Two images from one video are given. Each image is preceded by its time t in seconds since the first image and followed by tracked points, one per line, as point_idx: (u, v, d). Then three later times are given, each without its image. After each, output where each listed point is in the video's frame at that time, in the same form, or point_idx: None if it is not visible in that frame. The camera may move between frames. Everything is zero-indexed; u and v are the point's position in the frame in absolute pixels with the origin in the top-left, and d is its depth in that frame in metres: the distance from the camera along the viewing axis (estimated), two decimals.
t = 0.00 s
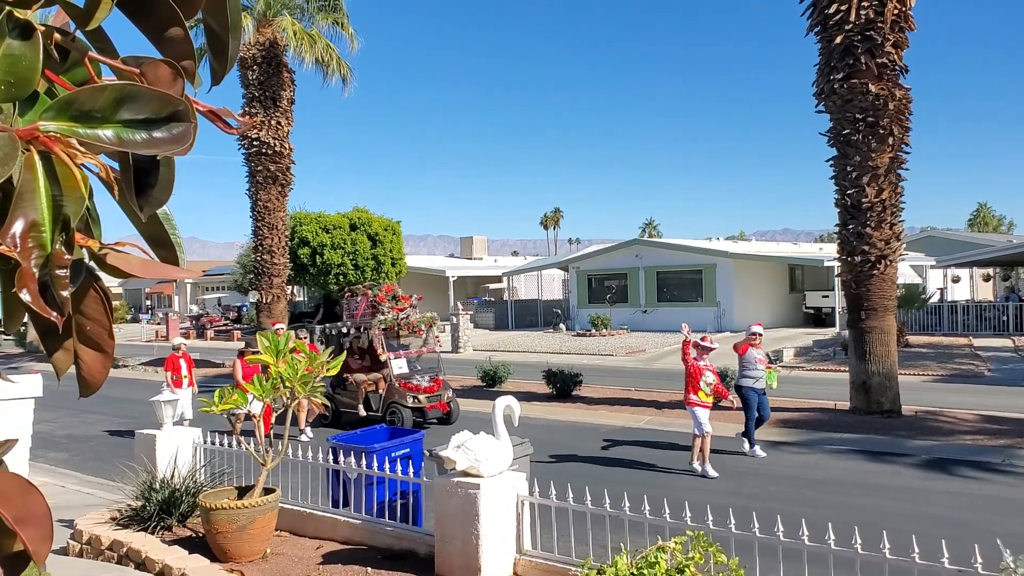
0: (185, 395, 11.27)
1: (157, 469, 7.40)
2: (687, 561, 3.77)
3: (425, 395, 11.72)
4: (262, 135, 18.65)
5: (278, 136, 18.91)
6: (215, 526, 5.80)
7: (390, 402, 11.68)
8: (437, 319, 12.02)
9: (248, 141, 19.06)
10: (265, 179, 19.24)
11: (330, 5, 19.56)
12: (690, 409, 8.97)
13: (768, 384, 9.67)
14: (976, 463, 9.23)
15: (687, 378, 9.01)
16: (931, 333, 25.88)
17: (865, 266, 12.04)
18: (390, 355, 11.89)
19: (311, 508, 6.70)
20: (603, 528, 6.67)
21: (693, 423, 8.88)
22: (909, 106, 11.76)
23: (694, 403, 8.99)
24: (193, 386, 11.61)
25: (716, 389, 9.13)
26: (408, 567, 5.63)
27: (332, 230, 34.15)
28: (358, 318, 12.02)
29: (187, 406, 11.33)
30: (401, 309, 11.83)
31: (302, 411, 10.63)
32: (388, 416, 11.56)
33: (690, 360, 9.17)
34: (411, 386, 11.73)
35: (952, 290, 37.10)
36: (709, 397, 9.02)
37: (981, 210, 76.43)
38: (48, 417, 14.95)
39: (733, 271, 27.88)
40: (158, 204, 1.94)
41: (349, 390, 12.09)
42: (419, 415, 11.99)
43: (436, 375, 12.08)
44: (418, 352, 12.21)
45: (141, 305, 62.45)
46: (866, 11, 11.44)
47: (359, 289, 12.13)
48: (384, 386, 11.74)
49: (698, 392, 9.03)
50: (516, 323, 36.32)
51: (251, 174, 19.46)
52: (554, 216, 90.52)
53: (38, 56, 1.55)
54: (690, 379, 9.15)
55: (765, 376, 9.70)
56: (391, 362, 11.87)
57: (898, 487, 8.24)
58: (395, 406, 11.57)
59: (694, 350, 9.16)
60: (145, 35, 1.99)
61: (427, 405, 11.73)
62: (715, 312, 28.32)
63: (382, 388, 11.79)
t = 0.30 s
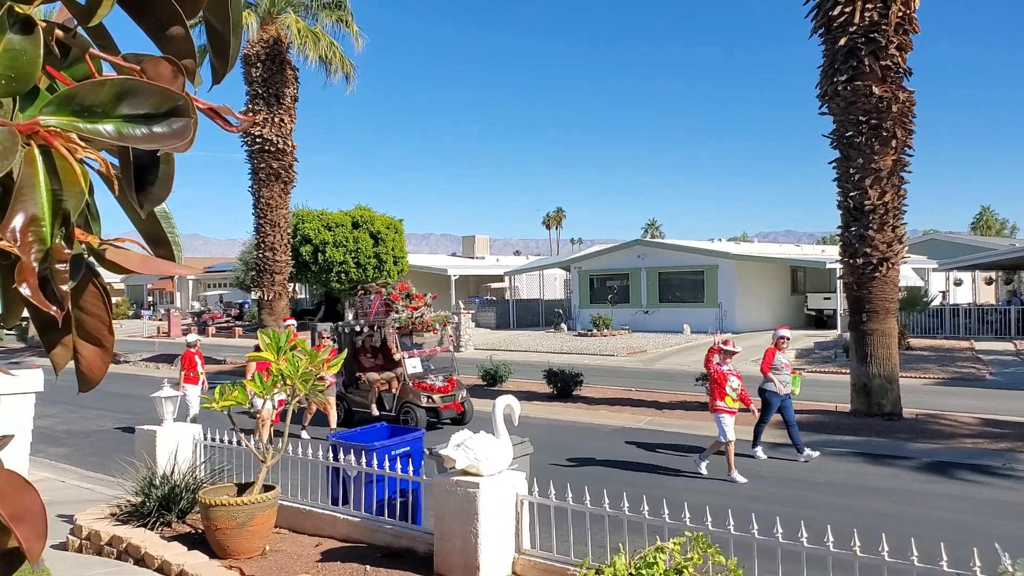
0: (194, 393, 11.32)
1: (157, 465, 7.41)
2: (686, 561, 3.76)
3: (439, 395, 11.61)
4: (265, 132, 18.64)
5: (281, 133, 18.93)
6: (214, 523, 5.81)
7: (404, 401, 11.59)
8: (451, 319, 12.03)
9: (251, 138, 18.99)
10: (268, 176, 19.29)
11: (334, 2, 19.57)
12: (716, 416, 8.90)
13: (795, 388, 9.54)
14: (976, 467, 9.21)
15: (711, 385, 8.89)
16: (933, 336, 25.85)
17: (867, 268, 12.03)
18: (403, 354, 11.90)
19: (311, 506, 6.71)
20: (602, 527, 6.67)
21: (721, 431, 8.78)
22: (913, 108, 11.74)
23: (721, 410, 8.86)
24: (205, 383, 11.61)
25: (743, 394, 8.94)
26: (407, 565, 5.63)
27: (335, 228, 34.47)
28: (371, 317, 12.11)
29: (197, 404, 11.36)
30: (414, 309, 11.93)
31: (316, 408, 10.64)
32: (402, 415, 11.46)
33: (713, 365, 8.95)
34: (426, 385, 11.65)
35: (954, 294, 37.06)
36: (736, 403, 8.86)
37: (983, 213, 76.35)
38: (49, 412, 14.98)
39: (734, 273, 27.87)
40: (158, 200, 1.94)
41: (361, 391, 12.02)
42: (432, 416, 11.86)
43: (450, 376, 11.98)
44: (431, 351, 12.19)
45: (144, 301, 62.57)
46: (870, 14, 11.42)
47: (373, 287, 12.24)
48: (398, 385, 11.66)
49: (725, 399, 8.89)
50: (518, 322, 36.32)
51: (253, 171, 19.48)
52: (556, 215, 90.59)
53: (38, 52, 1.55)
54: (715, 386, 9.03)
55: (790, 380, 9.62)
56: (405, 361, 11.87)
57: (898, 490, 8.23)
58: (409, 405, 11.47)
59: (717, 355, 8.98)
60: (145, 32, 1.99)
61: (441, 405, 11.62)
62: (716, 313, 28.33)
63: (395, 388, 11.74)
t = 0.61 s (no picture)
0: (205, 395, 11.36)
1: (157, 462, 7.41)
2: (683, 563, 3.76)
3: (453, 396, 11.63)
4: (267, 130, 18.62)
5: (283, 131, 18.91)
6: (213, 520, 5.81)
7: (417, 402, 11.54)
8: (465, 317, 11.97)
9: (252, 135, 18.94)
10: (269, 175, 19.31)
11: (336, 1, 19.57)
12: (734, 417, 8.71)
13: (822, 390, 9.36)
14: (975, 470, 9.21)
15: (734, 386, 8.68)
16: (933, 339, 25.83)
17: (867, 270, 12.03)
18: (417, 353, 11.81)
19: (309, 504, 6.72)
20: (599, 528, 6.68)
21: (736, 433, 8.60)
22: (914, 111, 11.73)
23: (739, 410, 8.70)
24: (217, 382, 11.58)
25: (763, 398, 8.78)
26: (405, 565, 5.64)
27: (336, 226, 34.56)
28: (384, 316, 12.13)
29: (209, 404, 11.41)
30: (428, 308, 11.94)
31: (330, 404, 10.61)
32: (415, 415, 11.43)
33: (740, 367, 8.66)
34: (439, 386, 11.62)
35: (954, 297, 37.04)
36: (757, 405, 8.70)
37: (984, 216, 76.32)
38: (49, 408, 15.00)
39: (735, 274, 27.86)
40: (157, 199, 1.94)
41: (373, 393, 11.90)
42: (446, 417, 11.87)
43: (464, 376, 11.99)
44: (446, 352, 12.15)
45: (144, 298, 62.64)
46: (872, 16, 11.41)
47: (385, 286, 12.29)
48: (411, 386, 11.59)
49: (746, 400, 8.72)
50: (518, 322, 36.32)
51: (254, 169, 19.49)
52: (557, 215, 90.62)
53: (39, 51, 1.56)
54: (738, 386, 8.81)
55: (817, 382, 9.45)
56: (419, 361, 11.77)
57: (897, 493, 8.22)
58: (423, 405, 11.43)
59: (743, 356, 8.69)
60: (145, 32, 2.00)
61: (455, 406, 11.62)
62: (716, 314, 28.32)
63: (408, 388, 11.67)
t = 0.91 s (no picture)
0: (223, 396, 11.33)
1: (157, 459, 7.42)
2: (682, 563, 3.77)
3: (468, 396, 11.56)
4: (269, 129, 18.66)
5: (285, 130, 18.93)
6: (214, 518, 5.83)
7: (432, 402, 11.58)
8: (479, 317, 11.92)
9: (255, 134, 19.01)
10: (271, 173, 19.33)
11: None
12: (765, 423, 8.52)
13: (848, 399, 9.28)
14: (975, 473, 9.22)
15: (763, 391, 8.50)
16: (934, 341, 25.81)
17: (868, 273, 12.04)
18: (432, 354, 11.78)
19: (309, 502, 6.74)
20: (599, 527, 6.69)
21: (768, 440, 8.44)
22: (917, 114, 11.73)
23: (770, 415, 8.50)
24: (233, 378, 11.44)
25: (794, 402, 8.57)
26: (404, 563, 5.65)
27: (337, 225, 34.76)
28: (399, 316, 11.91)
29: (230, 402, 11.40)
30: (444, 308, 11.84)
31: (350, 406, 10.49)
32: (430, 416, 11.44)
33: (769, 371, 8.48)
34: (454, 386, 11.58)
35: (955, 300, 37.02)
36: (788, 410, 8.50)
37: (985, 219, 76.29)
38: (50, 405, 15.02)
39: (736, 275, 27.86)
40: (163, 196, 1.96)
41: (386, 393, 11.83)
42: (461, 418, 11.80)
43: (479, 377, 11.93)
44: (460, 352, 12.15)
45: (146, 296, 62.68)
46: (875, 18, 11.42)
47: (399, 284, 12.05)
48: (426, 386, 11.58)
49: (776, 405, 8.52)
50: (519, 322, 36.34)
51: (257, 167, 19.52)
52: (558, 216, 90.68)
53: (49, 49, 1.57)
54: (767, 391, 8.62)
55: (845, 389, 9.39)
56: (433, 361, 11.75)
57: (897, 495, 8.23)
58: (438, 406, 11.48)
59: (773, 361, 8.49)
60: (154, 31, 2.01)
61: (470, 407, 11.55)
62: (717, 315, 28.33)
63: (422, 388, 11.63)
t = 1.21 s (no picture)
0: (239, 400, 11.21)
1: (157, 457, 7.43)
2: (682, 563, 3.78)
3: (486, 398, 11.10)
4: (270, 128, 18.67)
5: (285, 129, 18.93)
6: (213, 517, 5.83)
7: (449, 404, 11.26)
8: (496, 317, 11.73)
9: (255, 133, 19.02)
10: (272, 172, 19.33)
11: None
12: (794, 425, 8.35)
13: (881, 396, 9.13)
14: (975, 473, 9.23)
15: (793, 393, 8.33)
16: (934, 342, 25.82)
17: (868, 273, 12.05)
18: (449, 354, 11.45)
19: (309, 501, 6.75)
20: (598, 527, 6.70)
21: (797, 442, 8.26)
22: (918, 114, 11.74)
23: (797, 417, 8.33)
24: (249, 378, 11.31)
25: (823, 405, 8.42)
26: (404, 562, 5.65)
27: (338, 224, 34.81)
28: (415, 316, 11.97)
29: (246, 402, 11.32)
30: (460, 308, 11.62)
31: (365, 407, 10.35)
32: (447, 418, 11.14)
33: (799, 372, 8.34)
34: (472, 387, 11.26)
35: (955, 300, 37.03)
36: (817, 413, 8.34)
37: (986, 220, 76.34)
38: (50, 403, 15.04)
39: (736, 275, 27.86)
40: (166, 194, 1.96)
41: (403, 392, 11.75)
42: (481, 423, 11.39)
43: (497, 378, 11.57)
44: (477, 352, 11.86)
45: (145, 294, 62.69)
46: (876, 19, 11.42)
47: (416, 284, 12.08)
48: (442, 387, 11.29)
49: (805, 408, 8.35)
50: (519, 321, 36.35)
51: (257, 166, 19.53)
52: (559, 215, 90.73)
53: (52, 51, 1.58)
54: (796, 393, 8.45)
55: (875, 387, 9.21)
56: (450, 362, 11.41)
57: (897, 495, 8.24)
58: (454, 408, 11.15)
59: (803, 361, 8.39)
60: (156, 30, 2.01)
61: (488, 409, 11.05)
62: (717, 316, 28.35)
63: (437, 389, 11.46)
